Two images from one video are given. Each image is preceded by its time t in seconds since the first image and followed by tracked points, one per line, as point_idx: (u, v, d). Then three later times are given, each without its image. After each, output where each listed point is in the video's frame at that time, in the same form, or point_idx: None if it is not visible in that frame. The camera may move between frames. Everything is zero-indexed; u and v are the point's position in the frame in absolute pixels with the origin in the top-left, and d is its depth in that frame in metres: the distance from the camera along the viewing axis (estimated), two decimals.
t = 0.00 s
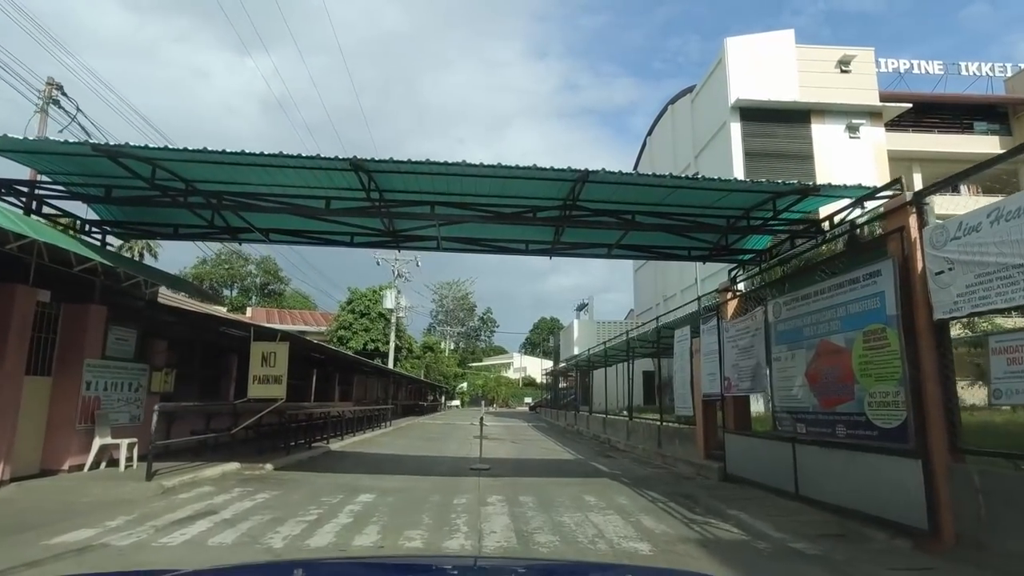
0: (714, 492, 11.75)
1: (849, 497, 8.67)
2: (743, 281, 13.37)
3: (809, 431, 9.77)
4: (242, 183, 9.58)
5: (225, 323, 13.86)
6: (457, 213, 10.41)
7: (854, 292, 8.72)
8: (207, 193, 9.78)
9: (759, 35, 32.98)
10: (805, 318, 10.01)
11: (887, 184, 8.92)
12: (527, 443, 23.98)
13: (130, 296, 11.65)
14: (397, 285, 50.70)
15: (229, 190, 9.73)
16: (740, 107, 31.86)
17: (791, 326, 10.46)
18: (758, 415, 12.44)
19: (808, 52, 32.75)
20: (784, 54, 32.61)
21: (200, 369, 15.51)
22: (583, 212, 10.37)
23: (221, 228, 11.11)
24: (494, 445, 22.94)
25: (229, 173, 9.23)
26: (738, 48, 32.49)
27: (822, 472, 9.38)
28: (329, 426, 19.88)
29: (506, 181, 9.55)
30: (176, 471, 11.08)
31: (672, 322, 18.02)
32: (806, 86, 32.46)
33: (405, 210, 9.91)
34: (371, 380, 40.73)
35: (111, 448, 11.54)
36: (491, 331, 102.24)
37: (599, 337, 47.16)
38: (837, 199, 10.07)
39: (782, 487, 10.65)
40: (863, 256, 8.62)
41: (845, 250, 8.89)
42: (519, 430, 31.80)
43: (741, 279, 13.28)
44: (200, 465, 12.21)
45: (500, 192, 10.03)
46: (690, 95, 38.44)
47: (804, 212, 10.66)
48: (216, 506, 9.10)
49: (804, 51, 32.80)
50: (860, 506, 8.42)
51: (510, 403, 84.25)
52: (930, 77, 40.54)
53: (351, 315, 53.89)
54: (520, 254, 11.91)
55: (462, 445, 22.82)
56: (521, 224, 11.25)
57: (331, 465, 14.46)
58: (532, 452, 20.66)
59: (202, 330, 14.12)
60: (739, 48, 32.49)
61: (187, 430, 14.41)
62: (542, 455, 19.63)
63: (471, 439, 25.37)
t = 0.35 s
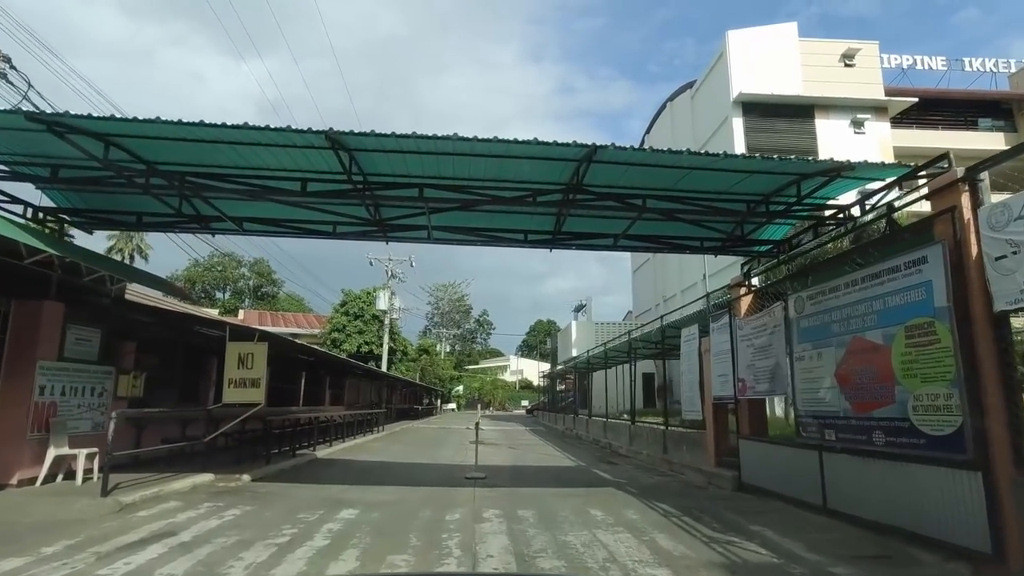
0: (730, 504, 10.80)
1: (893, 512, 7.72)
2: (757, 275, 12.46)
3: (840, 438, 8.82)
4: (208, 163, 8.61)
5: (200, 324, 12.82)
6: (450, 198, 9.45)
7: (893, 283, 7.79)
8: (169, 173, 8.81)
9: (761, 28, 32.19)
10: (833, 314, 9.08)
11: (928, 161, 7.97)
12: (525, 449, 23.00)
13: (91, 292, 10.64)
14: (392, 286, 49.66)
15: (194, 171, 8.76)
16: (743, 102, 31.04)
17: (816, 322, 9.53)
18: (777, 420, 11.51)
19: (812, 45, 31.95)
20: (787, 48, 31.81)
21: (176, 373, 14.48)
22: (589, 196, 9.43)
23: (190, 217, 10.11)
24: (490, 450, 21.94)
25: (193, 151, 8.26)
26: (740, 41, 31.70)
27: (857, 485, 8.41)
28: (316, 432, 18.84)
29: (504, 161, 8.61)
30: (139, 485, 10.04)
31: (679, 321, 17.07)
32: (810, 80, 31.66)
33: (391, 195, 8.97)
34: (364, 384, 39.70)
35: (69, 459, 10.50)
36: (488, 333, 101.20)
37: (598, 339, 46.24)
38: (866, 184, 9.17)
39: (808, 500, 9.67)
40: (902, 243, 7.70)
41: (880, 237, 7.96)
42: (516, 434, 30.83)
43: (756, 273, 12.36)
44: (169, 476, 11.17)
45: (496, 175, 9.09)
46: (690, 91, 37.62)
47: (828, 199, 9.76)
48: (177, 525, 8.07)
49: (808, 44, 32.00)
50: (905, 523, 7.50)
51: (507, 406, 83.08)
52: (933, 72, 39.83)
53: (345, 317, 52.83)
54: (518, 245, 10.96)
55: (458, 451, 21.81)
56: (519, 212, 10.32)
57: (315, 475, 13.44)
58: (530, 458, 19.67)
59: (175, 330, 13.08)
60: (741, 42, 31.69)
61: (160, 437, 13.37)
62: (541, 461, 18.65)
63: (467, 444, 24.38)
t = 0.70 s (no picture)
0: (742, 514, 9.87)
1: (935, 527, 6.83)
2: (767, 265, 11.56)
3: (870, 442, 7.92)
4: (156, 133, 7.57)
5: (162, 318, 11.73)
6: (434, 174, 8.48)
7: (935, 267, 6.89)
8: (112, 142, 7.75)
9: (760, 19, 31.41)
10: (861, 303, 8.16)
11: (972, 130, 7.07)
12: (517, 452, 22.02)
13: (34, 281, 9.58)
14: (382, 285, 48.57)
15: (139, 141, 7.71)
16: (741, 94, 30.23)
17: (840, 314, 8.62)
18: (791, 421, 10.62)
19: (811, 37, 31.19)
20: (786, 39, 31.04)
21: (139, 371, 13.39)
22: (588, 172, 8.48)
23: (143, 197, 9.07)
24: (481, 453, 20.96)
25: (135, 118, 7.23)
26: (738, 32, 30.91)
27: (892, 495, 7.52)
28: (296, 435, 17.77)
29: (493, 133, 7.65)
30: (87, 495, 8.99)
31: (679, 316, 16.15)
32: (810, 72, 30.89)
33: (366, 171, 7.95)
34: (352, 385, 38.60)
35: (8, 468, 9.42)
36: (480, 333, 100.21)
37: (592, 338, 45.37)
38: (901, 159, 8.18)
39: (831, 510, 8.75)
40: (946, 220, 6.80)
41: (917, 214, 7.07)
42: (508, 436, 29.88)
43: (767, 262, 11.46)
44: (125, 485, 10.13)
45: (484, 150, 8.13)
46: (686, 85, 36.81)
47: (856, 176, 8.77)
48: (116, 545, 7.02)
49: (807, 36, 31.24)
50: (952, 539, 6.60)
51: (499, 407, 82.01)
52: (932, 67, 39.21)
53: (334, 316, 51.67)
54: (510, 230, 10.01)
55: (447, 455, 20.81)
56: (511, 190, 9.37)
57: (290, 482, 12.41)
58: (523, 461, 18.71)
59: (135, 325, 12.00)
60: (739, 33, 30.89)
61: (119, 442, 12.28)
62: (534, 465, 17.69)
63: (457, 447, 23.38)
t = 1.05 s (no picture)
0: (756, 526, 8.92)
1: (991, 547, 5.91)
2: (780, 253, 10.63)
3: (907, 447, 7.00)
4: (82, 89, 6.47)
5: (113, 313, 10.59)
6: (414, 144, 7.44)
7: (990, 245, 5.97)
8: (32, 101, 6.63)
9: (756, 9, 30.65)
10: (897, 290, 7.23)
11: None
12: (507, 455, 21.01)
13: None
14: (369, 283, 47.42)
15: (64, 100, 6.61)
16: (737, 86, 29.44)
17: (869, 303, 7.70)
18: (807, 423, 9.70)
19: (808, 28, 30.48)
20: (783, 30, 30.30)
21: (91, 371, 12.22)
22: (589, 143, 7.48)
23: (79, 170, 7.95)
24: (469, 457, 19.93)
25: (54, 70, 6.13)
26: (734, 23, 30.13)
27: (936, 509, 6.58)
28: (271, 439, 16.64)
29: (478, 94, 6.64)
30: (14, 511, 7.88)
31: (680, 311, 15.20)
32: (807, 64, 30.15)
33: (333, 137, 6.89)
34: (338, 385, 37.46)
35: None
36: (470, 333, 99.13)
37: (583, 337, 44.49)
38: (940, 127, 7.27)
39: (858, 523, 7.82)
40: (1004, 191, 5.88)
41: (965, 185, 6.12)
42: (498, 438, 28.87)
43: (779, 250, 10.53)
44: (65, 498, 9.00)
45: (468, 116, 7.12)
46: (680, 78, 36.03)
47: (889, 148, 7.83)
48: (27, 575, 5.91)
49: (805, 27, 30.51)
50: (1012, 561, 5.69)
51: (489, 407, 80.97)
52: (928, 62, 38.69)
53: (320, 315, 50.42)
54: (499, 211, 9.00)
55: (434, 458, 19.77)
56: (500, 165, 8.36)
57: (257, 492, 11.30)
58: (513, 465, 17.71)
59: (82, 320, 10.84)
60: (735, 23, 30.10)
61: (65, 449, 11.11)
62: (525, 469, 16.70)
63: (444, 451, 22.32)
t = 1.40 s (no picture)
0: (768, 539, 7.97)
1: None
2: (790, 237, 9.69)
3: (951, 452, 6.06)
4: None
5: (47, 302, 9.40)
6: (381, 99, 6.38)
7: None
8: None
9: None
10: (936, 272, 6.31)
11: None
12: (494, 457, 19.97)
13: None
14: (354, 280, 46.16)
15: None
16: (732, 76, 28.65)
17: (902, 288, 6.77)
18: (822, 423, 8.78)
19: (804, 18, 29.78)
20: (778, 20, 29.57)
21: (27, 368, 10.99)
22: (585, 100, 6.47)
23: None
24: (453, 460, 18.88)
25: None
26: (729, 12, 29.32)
27: (988, 525, 5.64)
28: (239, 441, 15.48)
29: (453, 36, 5.60)
30: None
31: (676, 305, 14.28)
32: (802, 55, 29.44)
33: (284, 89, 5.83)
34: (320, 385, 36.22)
35: None
36: (457, 332, 97.98)
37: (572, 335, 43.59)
38: (990, 84, 6.41)
39: (887, 537, 6.89)
40: None
41: None
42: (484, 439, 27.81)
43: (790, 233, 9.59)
44: None
45: (444, 66, 6.08)
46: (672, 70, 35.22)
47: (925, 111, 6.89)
48: None
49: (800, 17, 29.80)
50: None
51: (477, 407, 79.89)
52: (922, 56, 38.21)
53: (303, 313, 49.06)
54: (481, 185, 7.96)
55: (416, 462, 18.69)
56: (481, 131, 7.33)
57: (214, 502, 10.17)
58: (499, 469, 16.69)
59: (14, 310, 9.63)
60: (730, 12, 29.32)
61: None
62: (513, 473, 15.68)
63: (427, 453, 21.24)
